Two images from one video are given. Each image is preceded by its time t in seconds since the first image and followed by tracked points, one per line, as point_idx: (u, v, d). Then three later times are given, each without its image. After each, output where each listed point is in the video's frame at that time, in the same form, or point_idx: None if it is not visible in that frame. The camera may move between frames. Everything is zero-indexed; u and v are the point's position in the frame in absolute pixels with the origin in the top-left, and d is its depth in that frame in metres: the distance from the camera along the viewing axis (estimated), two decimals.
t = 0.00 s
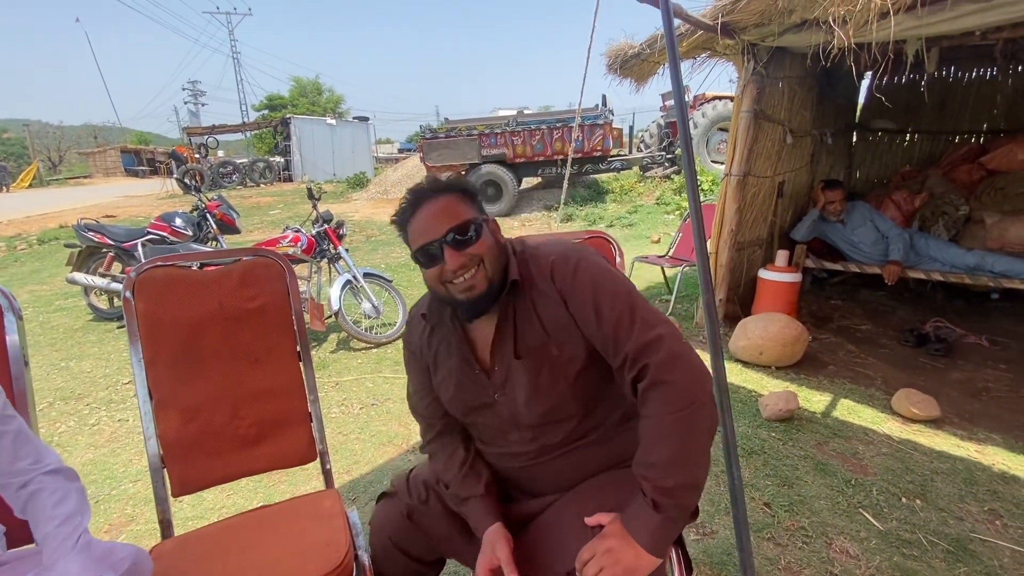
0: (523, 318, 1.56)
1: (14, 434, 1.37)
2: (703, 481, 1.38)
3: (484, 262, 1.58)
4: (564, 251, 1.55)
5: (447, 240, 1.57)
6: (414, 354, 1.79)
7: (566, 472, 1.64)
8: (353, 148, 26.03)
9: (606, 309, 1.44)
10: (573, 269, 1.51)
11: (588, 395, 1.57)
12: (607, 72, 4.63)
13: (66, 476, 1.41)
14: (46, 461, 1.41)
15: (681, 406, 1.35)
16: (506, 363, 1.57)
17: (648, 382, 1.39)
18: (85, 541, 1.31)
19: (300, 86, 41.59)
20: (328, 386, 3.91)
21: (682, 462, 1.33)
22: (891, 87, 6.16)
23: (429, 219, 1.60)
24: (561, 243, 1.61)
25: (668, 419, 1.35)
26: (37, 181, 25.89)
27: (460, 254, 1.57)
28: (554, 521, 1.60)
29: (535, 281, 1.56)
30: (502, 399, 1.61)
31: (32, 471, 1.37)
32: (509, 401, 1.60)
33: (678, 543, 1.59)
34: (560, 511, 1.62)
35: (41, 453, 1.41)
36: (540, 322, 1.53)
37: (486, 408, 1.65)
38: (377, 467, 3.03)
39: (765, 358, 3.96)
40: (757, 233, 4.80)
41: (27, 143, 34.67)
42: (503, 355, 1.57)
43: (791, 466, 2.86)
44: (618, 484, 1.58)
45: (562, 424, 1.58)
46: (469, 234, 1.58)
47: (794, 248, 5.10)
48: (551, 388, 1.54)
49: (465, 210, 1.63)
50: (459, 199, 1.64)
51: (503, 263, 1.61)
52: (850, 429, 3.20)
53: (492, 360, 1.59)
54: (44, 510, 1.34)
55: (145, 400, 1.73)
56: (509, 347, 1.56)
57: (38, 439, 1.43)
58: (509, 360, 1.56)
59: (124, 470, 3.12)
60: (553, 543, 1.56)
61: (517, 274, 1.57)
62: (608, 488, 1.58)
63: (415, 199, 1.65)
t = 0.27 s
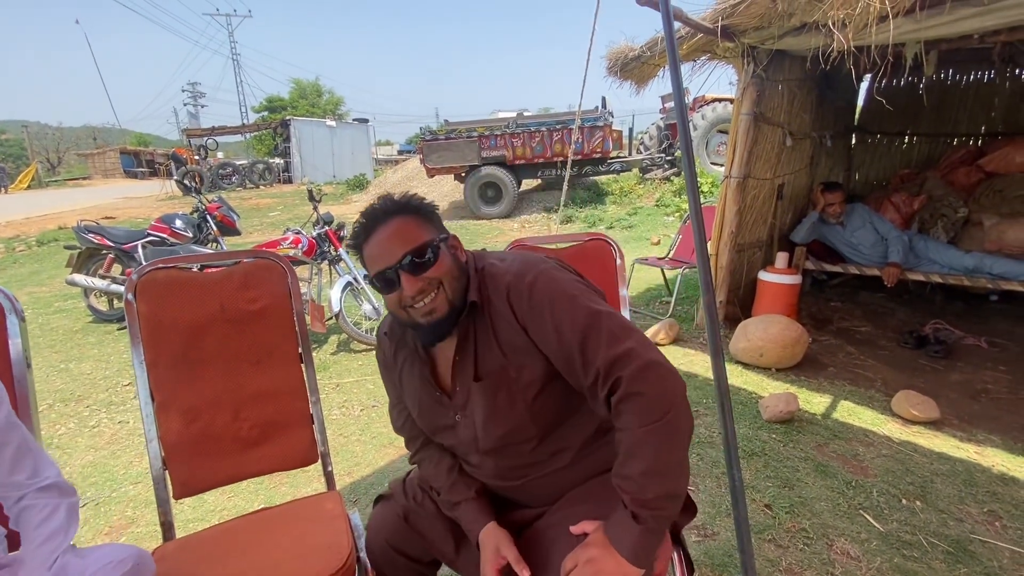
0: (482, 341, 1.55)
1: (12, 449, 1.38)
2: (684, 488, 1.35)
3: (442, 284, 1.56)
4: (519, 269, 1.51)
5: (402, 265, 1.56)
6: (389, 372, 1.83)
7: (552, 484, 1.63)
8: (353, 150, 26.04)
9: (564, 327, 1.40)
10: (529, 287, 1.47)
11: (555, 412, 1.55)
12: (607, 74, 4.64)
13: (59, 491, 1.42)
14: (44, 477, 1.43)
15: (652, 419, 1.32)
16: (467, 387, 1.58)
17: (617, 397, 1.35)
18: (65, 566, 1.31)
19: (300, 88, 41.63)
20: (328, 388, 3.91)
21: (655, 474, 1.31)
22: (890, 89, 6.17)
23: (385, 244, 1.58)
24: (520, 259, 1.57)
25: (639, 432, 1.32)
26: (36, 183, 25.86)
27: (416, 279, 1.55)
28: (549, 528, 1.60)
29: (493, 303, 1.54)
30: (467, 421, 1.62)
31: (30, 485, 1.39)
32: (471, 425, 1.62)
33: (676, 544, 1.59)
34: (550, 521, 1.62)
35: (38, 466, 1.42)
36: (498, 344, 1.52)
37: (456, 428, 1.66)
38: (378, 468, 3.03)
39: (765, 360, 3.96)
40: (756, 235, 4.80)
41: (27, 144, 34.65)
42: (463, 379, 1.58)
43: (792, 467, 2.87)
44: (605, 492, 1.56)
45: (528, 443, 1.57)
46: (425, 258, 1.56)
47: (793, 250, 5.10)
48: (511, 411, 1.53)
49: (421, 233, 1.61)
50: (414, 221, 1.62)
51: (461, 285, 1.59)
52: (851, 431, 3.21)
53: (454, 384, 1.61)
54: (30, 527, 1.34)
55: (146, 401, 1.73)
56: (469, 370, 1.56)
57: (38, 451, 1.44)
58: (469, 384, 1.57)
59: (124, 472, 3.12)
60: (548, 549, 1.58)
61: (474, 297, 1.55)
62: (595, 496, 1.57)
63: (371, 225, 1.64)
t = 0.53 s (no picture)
0: (467, 342, 1.55)
1: (15, 454, 1.39)
2: (671, 484, 1.35)
3: (427, 287, 1.57)
4: (503, 270, 1.51)
5: (389, 269, 1.57)
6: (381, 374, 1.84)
7: (542, 484, 1.63)
8: (353, 151, 26.05)
9: (546, 326, 1.40)
10: (512, 286, 1.47)
11: (541, 412, 1.55)
12: (607, 76, 4.65)
13: (55, 499, 1.43)
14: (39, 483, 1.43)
15: (634, 416, 1.32)
16: (454, 388, 1.58)
17: (601, 395, 1.35)
18: None
19: (300, 89, 41.69)
20: (328, 388, 3.91)
21: (640, 471, 1.30)
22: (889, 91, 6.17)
23: (372, 247, 1.59)
24: (505, 259, 1.57)
25: (623, 430, 1.32)
26: (36, 183, 25.86)
27: (402, 282, 1.56)
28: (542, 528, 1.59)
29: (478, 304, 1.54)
30: (455, 422, 1.63)
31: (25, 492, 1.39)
32: (459, 425, 1.62)
33: (674, 543, 1.59)
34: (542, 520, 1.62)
35: (37, 471, 1.43)
36: (483, 346, 1.53)
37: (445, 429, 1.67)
38: (377, 469, 3.03)
39: (765, 361, 3.96)
40: (756, 236, 4.81)
41: (27, 145, 34.66)
42: (450, 380, 1.59)
43: (791, 468, 2.87)
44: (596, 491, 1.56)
45: (515, 443, 1.57)
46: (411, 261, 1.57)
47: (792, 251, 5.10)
48: (496, 411, 1.54)
49: (408, 237, 1.61)
50: (402, 225, 1.62)
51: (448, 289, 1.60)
52: (850, 433, 3.21)
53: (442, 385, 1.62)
54: (25, 533, 1.35)
55: (146, 401, 1.73)
56: (456, 372, 1.57)
57: (38, 457, 1.45)
58: (456, 385, 1.57)
59: (123, 473, 3.12)
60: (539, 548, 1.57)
61: (460, 299, 1.56)
62: (585, 495, 1.56)
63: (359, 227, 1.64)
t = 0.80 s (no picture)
0: (469, 340, 1.56)
1: (15, 453, 1.39)
2: (670, 483, 1.34)
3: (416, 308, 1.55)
4: (505, 267, 1.52)
5: (375, 298, 1.53)
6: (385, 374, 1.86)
7: (542, 483, 1.63)
8: (353, 151, 26.06)
9: (546, 323, 1.40)
10: (512, 283, 1.47)
11: (542, 410, 1.55)
12: (607, 76, 4.65)
13: (55, 499, 1.43)
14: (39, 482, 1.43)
15: (633, 412, 1.31)
16: (455, 388, 1.59)
17: (600, 391, 1.35)
18: None
19: (301, 89, 41.71)
20: (328, 388, 3.92)
21: (638, 467, 1.30)
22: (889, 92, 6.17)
23: (357, 269, 1.53)
24: (506, 257, 1.57)
25: (622, 426, 1.32)
26: (36, 183, 25.88)
27: (390, 311, 1.54)
28: (542, 527, 1.59)
29: (479, 303, 1.55)
30: (456, 421, 1.64)
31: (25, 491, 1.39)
32: (461, 424, 1.63)
33: (674, 544, 1.58)
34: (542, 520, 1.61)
35: (37, 471, 1.43)
36: (484, 344, 1.53)
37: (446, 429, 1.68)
38: (377, 469, 3.03)
39: (765, 361, 3.96)
40: (756, 236, 4.80)
41: (28, 145, 34.69)
42: (451, 380, 1.59)
43: (791, 468, 2.87)
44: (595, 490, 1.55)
45: (517, 441, 1.58)
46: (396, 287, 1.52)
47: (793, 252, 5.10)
48: (497, 410, 1.54)
49: (393, 256, 1.53)
50: (392, 241, 1.54)
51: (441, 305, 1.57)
52: (850, 433, 3.21)
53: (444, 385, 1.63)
54: (25, 533, 1.35)
55: (146, 400, 1.73)
56: (456, 371, 1.57)
57: (37, 457, 1.45)
58: (457, 384, 1.58)
59: (123, 472, 3.12)
60: (538, 547, 1.56)
61: (461, 300, 1.57)
62: (584, 493, 1.56)
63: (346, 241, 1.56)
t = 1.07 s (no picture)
0: (478, 340, 1.55)
1: (12, 450, 1.39)
2: (674, 489, 1.34)
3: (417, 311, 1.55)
4: (517, 266, 1.50)
5: (373, 299, 1.54)
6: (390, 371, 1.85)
7: (544, 483, 1.62)
8: (354, 151, 26.07)
9: (557, 324, 1.39)
10: (524, 283, 1.47)
11: (551, 411, 1.55)
12: (608, 75, 4.64)
13: (52, 497, 1.43)
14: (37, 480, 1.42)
15: (643, 417, 1.31)
16: (462, 388, 1.59)
17: (611, 394, 1.34)
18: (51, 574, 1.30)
19: (301, 88, 41.73)
20: (328, 387, 3.91)
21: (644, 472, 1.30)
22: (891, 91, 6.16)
23: (360, 268, 1.54)
24: (517, 257, 1.55)
25: (630, 430, 1.31)
26: (37, 182, 25.89)
27: (388, 313, 1.55)
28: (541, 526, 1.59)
29: (489, 304, 1.54)
30: (464, 422, 1.63)
31: (23, 488, 1.39)
32: (467, 424, 1.63)
33: (676, 544, 1.58)
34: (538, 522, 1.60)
35: (33, 469, 1.43)
36: (493, 344, 1.52)
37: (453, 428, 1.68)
38: (377, 468, 3.02)
39: (766, 361, 3.96)
40: (757, 236, 4.80)
41: (28, 144, 34.71)
42: (459, 381, 1.59)
43: (792, 468, 2.86)
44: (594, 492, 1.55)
45: (524, 441, 1.57)
46: (393, 292, 1.51)
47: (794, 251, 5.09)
48: (505, 411, 1.54)
49: (394, 262, 1.51)
50: (400, 244, 1.51)
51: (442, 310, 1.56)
52: (852, 433, 3.20)
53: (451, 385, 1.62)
54: (22, 531, 1.34)
55: (144, 398, 1.73)
56: (464, 371, 1.57)
57: (34, 455, 1.45)
58: (464, 385, 1.57)
59: (123, 471, 3.11)
60: (535, 547, 1.56)
61: (470, 302, 1.56)
62: (583, 494, 1.55)
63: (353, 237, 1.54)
